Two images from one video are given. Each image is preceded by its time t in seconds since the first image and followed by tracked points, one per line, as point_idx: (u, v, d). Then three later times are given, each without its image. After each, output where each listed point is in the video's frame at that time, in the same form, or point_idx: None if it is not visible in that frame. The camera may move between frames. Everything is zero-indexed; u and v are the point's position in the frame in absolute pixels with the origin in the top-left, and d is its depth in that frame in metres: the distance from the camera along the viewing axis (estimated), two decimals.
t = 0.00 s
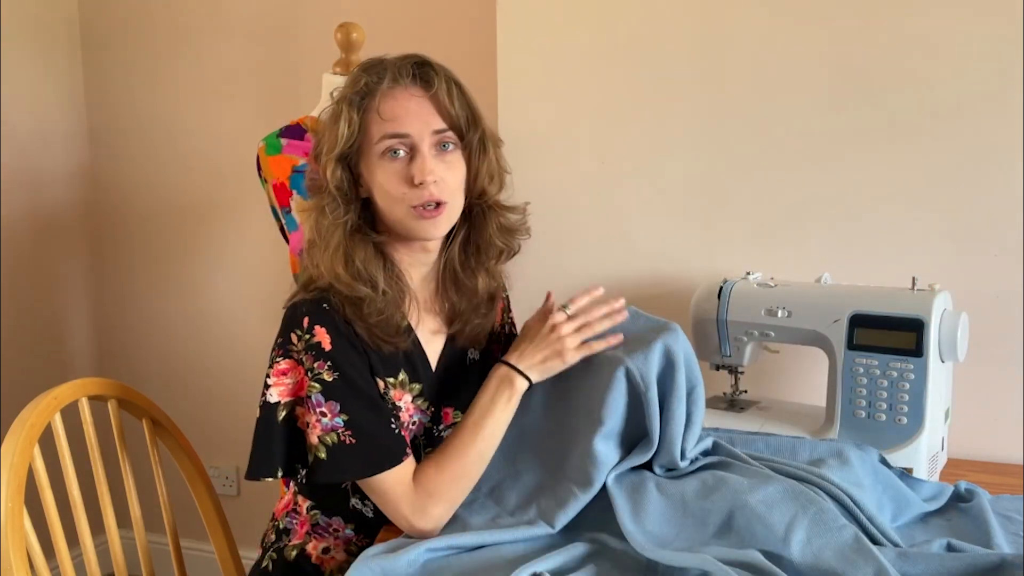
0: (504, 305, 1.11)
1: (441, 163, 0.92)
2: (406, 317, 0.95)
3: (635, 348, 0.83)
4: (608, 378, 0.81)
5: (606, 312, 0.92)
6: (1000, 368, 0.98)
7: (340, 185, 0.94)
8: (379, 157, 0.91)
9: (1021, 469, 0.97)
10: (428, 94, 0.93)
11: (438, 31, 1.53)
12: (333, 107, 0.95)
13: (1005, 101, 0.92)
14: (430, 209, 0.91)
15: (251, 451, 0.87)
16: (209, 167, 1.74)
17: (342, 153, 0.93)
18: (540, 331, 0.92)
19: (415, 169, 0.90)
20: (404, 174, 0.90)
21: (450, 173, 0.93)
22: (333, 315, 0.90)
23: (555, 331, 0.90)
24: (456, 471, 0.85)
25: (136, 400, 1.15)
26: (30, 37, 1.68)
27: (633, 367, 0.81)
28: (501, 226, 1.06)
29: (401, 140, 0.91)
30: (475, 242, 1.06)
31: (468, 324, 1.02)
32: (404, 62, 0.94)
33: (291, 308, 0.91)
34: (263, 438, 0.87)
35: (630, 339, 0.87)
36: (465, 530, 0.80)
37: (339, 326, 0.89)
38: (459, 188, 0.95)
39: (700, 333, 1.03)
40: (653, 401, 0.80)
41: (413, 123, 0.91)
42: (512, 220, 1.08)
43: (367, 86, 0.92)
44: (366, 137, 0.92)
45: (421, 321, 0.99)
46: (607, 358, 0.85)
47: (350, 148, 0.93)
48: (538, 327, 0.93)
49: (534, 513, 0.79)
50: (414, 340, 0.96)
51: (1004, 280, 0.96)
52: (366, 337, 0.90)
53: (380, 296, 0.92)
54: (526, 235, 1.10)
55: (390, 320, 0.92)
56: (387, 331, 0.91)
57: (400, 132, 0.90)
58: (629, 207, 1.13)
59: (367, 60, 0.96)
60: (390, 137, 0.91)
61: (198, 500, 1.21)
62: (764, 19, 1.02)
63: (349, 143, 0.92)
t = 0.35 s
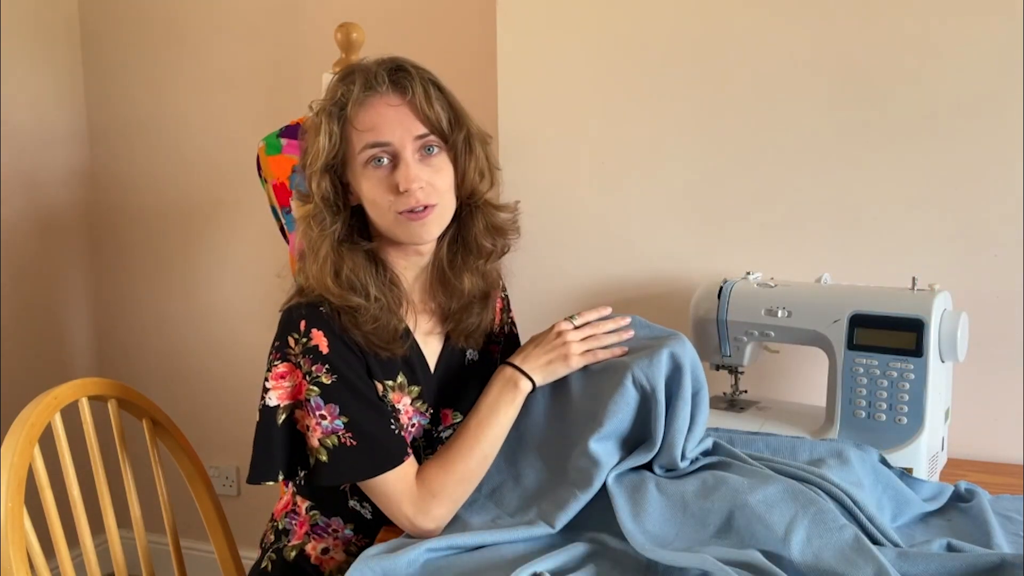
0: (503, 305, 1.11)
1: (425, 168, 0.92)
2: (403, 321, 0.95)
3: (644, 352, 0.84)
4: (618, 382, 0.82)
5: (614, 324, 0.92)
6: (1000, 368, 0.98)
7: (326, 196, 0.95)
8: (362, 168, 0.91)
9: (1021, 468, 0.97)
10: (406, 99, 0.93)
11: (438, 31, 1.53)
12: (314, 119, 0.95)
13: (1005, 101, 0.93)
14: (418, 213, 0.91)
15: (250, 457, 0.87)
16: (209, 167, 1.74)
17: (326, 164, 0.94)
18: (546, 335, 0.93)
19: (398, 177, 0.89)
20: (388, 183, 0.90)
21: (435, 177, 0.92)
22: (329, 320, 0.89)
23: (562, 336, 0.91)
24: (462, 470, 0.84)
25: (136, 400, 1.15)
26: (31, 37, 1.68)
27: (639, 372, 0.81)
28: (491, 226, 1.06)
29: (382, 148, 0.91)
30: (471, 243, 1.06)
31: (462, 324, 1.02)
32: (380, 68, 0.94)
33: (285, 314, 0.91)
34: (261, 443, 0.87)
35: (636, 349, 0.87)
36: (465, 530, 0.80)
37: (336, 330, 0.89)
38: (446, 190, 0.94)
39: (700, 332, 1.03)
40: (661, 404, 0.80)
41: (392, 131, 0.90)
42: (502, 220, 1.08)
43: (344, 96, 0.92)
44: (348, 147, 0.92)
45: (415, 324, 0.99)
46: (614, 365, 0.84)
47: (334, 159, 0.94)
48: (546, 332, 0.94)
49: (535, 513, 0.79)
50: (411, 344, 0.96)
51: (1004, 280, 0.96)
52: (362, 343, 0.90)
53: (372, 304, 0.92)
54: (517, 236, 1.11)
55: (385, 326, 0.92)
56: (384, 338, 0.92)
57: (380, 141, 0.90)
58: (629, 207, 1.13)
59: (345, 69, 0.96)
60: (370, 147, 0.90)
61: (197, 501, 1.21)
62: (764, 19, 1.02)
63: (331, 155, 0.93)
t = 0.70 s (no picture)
0: (501, 305, 1.11)
1: (427, 169, 0.92)
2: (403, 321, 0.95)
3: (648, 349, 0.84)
4: (626, 378, 0.82)
5: (597, 317, 0.94)
6: (1000, 368, 0.98)
7: (327, 197, 0.95)
8: (364, 168, 0.91)
9: (1022, 468, 0.97)
10: (408, 99, 0.93)
11: (437, 31, 1.53)
12: (314, 119, 0.95)
13: (1005, 102, 0.93)
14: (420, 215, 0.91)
15: (245, 459, 0.86)
16: (209, 168, 1.74)
17: (327, 164, 0.94)
18: (536, 331, 0.93)
19: (401, 177, 0.89)
20: (390, 183, 0.90)
21: (437, 177, 0.92)
22: (330, 321, 0.90)
23: (552, 328, 0.92)
24: (462, 469, 0.84)
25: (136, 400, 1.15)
26: (30, 37, 1.68)
27: (648, 366, 0.81)
28: (491, 225, 1.06)
29: (384, 148, 0.90)
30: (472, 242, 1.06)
31: (461, 324, 1.02)
32: (382, 68, 0.94)
33: (285, 314, 0.92)
34: (258, 445, 0.87)
35: (638, 347, 0.88)
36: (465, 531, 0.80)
37: (337, 331, 0.89)
38: (447, 191, 0.94)
39: (700, 332, 1.03)
40: (668, 399, 0.80)
41: (395, 131, 0.90)
42: (502, 220, 1.09)
43: (346, 96, 0.92)
44: (350, 147, 0.92)
45: (415, 325, 0.99)
46: (623, 362, 0.85)
47: (334, 160, 0.93)
48: (534, 327, 0.94)
49: (535, 510, 0.79)
50: (410, 346, 0.96)
51: (1003, 280, 0.96)
52: (363, 344, 0.91)
53: (373, 304, 0.92)
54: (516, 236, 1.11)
55: (386, 327, 0.92)
56: (384, 339, 0.92)
57: (382, 141, 0.90)
58: (630, 207, 1.13)
59: (346, 68, 0.95)
60: (373, 147, 0.90)
61: (198, 501, 1.21)
62: (763, 20, 1.02)
63: (332, 155, 0.93)
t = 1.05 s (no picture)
0: (503, 306, 1.11)
1: (454, 168, 0.91)
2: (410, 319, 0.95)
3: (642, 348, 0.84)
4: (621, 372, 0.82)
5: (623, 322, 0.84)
6: (1000, 368, 0.99)
7: (348, 193, 0.93)
8: (392, 164, 0.89)
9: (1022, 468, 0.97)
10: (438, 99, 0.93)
11: (437, 31, 1.53)
12: (337, 113, 0.92)
13: (1004, 103, 0.93)
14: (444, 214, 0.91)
15: (254, 452, 0.87)
16: (209, 168, 1.74)
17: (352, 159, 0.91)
18: (547, 332, 0.85)
19: (430, 174, 0.88)
20: (419, 180, 0.89)
21: (462, 177, 0.92)
22: (339, 317, 0.89)
23: (562, 337, 0.83)
24: (450, 478, 0.82)
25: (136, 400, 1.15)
26: (30, 38, 1.68)
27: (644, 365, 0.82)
28: (500, 224, 1.07)
29: (412, 145, 0.89)
30: (475, 240, 1.07)
31: (467, 321, 1.02)
32: (410, 66, 0.93)
33: (292, 310, 0.91)
34: (266, 438, 0.87)
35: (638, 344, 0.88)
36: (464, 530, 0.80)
37: (344, 327, 0.89)
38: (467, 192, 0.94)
39: (700, 332, 1.02)
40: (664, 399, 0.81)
41: (425, 128, 0.90)
42: (509, 218, 1.09)
43: (377, 89, 0.90)
44: (378, 142, 0.90)
45: (421, 322, 0.99)
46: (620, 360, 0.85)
47: (360, 155, 0.91)
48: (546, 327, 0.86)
49: (533, 510, 0.79)
50: (417, 344, 0.96)
51: (1004, 280, 0.96)
52: (371, 341, 0.90)
53: (385, 304, 0.92)
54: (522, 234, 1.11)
55: (395, 325, 0.92)
56: (392, 336, 0.91)
57: (413, 137, 0.89)
58: (629, 207, 1.13)
59: (370, 64, 0.94)
60: (402, 143, 0.89)
61: (198, 500, 1.21)
62: (763, 20, 1.02)
63: (359, 150, 0.90)
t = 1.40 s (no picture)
0: (504, 306, 1.11)
1: (466, 165, 0.91)
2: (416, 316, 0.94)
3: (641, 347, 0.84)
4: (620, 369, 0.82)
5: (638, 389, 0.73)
6: (1000, 368, 0.99)
7: (361, 187, 0.92)
8: (406, 158, 0.89)
9: None
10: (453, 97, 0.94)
11: (438, 31, 1.53)
12: (352, 107, 0.92)
13: (1003, 103, 0.93)
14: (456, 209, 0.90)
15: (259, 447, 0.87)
16: (208, 168, 1.74)
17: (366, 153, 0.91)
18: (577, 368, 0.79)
19: (444, 170, 0.89)
20: (432, 176, 0.89)
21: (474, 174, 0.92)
22: (346, 313, 0.89)
23: (575, 377, 0.76)
24: (447, 482, 0.81)
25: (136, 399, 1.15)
26: (31, 38, 1.68)
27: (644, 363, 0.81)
28: (505, 222, 1.07)
29: (426, 141, 0.90)
30: (479, 238, 1.07)
31: (472, 320, 1.01)
32: (425, 64, 0.94)
33: (298, 306, 0.91)
34: (271, 433, 0.87)
35: (638, 343, 0.88)
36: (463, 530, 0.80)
37: (349, 323, 0.89)
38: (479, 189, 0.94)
39: (699, 332, 1.02)
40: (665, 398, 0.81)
41: (440, 124, 0.90)
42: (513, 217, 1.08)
43: (392, 85, 0.91)
44: (392, 137, 0.90)
45: (427, 320, 0.97)
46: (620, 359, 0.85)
47: (374, 149, 0.91)
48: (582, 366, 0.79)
49: (535, 509, 0.80)
50: (422, 342, 0.95)
51: (1003, 280, 0.96)
52: (379, 337, 0.90)
53: (395, 299, 0.92)
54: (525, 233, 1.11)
55: (402, 321, 0.91)
56: (398, 332, 0.91)
57: (427, 133, 0.89)
58: (629, 207, 1.13)
59: (385, 60, 0.94)
60: (416, 138, 0.89)
61: (198, 500, 1.21)
62: (763, 21, 1.03)
63: (373, 144, 0.90)
